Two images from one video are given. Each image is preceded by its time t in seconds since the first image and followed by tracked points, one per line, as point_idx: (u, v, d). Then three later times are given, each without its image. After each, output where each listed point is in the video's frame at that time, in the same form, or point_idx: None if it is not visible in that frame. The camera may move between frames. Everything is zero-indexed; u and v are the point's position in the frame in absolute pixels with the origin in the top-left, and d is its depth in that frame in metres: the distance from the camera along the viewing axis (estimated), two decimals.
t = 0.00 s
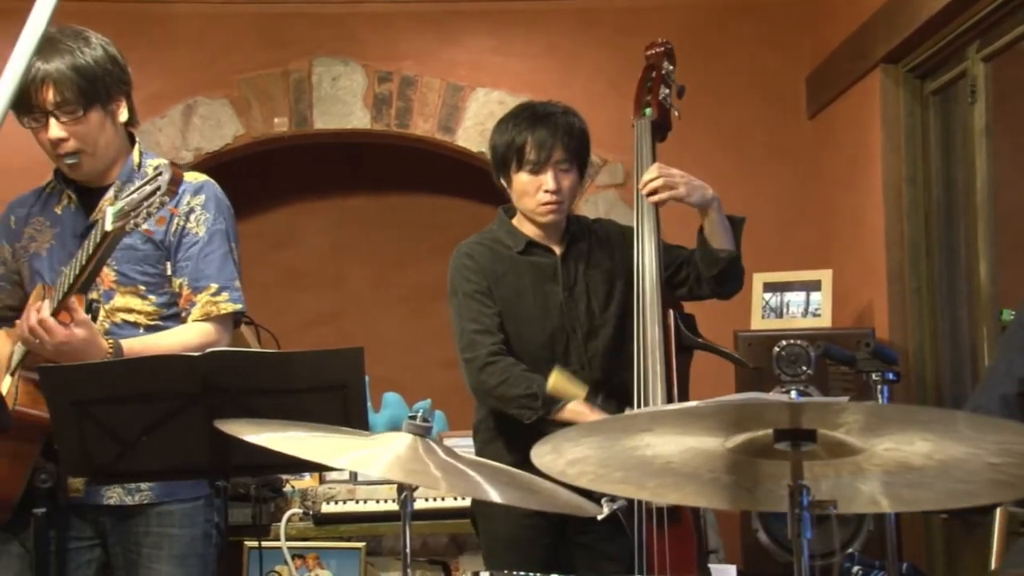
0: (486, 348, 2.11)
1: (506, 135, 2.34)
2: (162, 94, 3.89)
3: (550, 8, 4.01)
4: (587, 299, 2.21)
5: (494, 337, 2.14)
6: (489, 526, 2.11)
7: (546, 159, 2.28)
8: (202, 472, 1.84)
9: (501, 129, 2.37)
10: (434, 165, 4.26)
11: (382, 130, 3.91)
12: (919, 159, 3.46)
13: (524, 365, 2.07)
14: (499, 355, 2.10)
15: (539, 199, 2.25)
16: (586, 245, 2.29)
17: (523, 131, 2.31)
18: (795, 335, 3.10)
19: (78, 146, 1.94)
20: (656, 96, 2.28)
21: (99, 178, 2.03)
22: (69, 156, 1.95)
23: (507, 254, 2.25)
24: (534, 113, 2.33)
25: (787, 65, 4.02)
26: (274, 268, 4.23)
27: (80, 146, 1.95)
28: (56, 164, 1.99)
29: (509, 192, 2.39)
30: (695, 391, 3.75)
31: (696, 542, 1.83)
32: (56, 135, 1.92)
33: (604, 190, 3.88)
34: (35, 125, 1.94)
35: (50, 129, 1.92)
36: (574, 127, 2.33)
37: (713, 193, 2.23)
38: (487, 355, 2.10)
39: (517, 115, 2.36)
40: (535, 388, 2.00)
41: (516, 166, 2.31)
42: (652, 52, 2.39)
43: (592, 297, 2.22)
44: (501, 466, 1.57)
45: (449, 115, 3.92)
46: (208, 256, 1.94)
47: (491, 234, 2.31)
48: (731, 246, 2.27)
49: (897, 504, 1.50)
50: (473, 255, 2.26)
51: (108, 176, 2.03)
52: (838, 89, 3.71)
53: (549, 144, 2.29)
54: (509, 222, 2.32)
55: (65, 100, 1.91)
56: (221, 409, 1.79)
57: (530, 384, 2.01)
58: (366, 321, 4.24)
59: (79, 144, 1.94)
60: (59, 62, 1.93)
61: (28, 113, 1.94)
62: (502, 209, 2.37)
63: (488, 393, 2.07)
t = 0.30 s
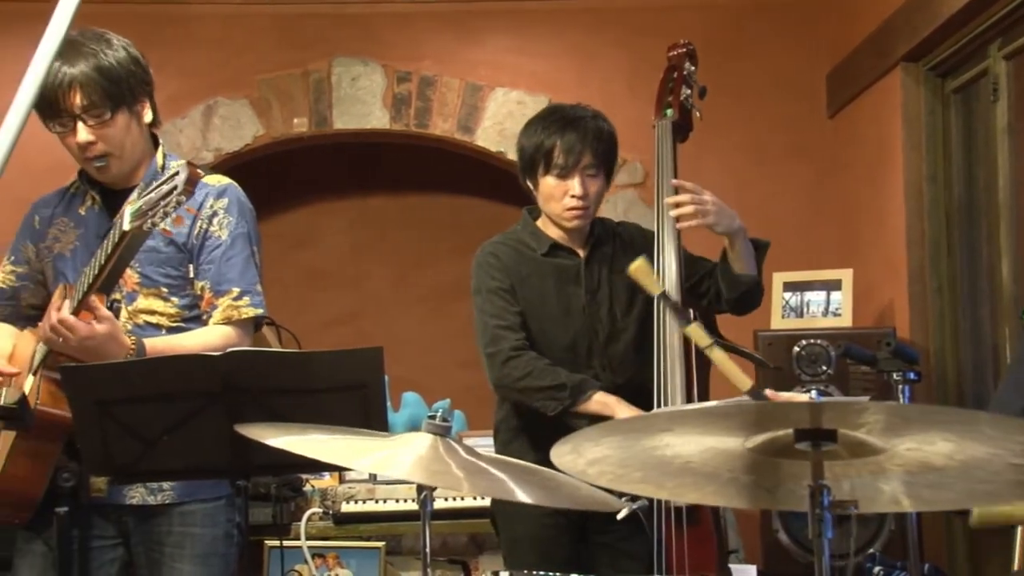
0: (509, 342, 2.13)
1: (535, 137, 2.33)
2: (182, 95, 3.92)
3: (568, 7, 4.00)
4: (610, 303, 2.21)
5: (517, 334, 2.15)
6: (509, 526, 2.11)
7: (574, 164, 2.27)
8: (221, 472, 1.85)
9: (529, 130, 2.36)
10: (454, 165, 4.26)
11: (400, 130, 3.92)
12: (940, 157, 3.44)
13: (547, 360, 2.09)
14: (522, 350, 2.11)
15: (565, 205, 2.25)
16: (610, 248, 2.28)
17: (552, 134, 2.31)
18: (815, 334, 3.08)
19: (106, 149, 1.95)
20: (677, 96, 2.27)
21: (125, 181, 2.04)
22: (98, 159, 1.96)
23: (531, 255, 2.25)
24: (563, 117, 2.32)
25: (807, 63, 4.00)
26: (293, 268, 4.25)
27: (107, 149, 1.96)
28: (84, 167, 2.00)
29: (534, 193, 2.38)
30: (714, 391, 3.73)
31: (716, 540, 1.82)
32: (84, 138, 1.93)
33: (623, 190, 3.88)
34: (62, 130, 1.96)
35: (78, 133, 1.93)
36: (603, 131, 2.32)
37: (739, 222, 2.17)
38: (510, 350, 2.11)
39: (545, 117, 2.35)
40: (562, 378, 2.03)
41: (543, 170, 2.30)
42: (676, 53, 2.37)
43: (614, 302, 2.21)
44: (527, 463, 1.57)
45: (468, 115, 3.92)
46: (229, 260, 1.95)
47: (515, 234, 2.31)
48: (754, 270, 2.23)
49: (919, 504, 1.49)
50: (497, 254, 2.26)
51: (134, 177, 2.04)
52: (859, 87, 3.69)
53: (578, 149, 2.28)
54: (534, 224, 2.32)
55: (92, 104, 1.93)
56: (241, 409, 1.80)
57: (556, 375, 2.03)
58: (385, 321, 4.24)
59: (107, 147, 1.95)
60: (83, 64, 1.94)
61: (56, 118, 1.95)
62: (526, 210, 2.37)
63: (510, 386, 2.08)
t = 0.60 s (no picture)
0: (530, 343, 2.13)
1: (562, 138, 2.33)
2: (203, 95, 3.93)
3: (587, 7, 4.00)
4: (633, 305, 2.20)
5: (538, 335, 2.15)
6: (529, 526, 2.11)
7: (601, 166, 2.27)
8: (239, 472, 1.86)
9: (558, 131, 2.36)
10: (473, 165, 4.27)
11: (420, 130, 3.93)
12: (962, 155, 3.41)
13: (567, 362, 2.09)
14: (542, 351, 2.12)
15: (592, 205, 2.24)
16: (635, 251, 2.27)
17: (580, 135, 2.31)
18: (836, 334, 3.07)
19: (131, 149, 1.96)
20: (697, 97, 2.27)
21: (148, 181, 2.05)
22: (122, 159, 1.97)
23: (554, 255, 2.25)
24: (592, 118, 2.32)
25: (827, 61, 3.98)
26: (313, 268, 4.26)
27: (132, 149, 1.97)
28: (109, 167, 2.02)
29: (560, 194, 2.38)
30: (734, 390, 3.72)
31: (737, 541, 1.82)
32: (109, 138, 1.94)
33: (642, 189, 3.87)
34: (88, 129, 1.97)
35: (103, 133, 1.95)
36: (632, 132, 2.32)
37: (754, 232, 2.19)
38: (530, 351, 2.12)
39: (573, 118, 2.35)
40: (581, 381, 2.03)
41: (570, 170, 2.31)
42: (695, 53, 2.37)
43: (637, 303, 2.21)
44: (542, 465, 1.57)
45: (487, 115, 3.92)
46: (249, 263, 1.96)
47: (540, 233, 2.31)
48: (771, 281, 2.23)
49: (940, 505, 1.48)
50: (521, 253, 2.26)
51: (158, 178, 2.05)
52: (880, 85, 3.67)
53: (605, 150, 2.28)
54: (559, 223, 2.31)
55: (119, 104, 1.94)
56: (261, 408, 1.81)
57: (575, 379, 2.04)
58: (404, 321, 4.25)
59: (132, 148, 1.96)
60: (109, 64, 1.95)
61: (82, 118, 1.96)
62: (551, 209, 2.37)
63: (529, 389, 2.09)
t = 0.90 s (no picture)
0: (557, 338, 2.12)
1: (580, 132, 2.34)
2: (225, 96, 3.95)
3: (609, 5, 3.99)
4: (655, 301, 2.20)
5: (565, 328, 2.14)
6: (554, 525, 2.12)
7: (620, 157, 2.27)
8: (262, 470, 1.87)
9: (574, 126, 2.37)
10: (495, 165, 4.27)
11: (442, 130, 3.93)
12: (988, 152, 3.38)
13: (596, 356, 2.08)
14: (570, 345, 2.11)
15: (613, 197, 2.24)
16: (656, 246, 2.27)
17: (598, 129, 2.31)
18: (860, 333, 3.05)
19: (153, 148, 1.98)
20: (727, 93, 2.26)
21: (171, 180, 2.06)
22: (145, 158, 1.98)
23: (577, 251, 2.24)
24: (608, 111, 2.33)
25: (851, 59, 3.96)
26: (335, 268, 4.28)
27: (154, 148, 1.98)
28: (132, 165, 2.03)
29: (580, 190, 2.38)
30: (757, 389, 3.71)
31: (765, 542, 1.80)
32: (132, 137, 1.96)
33: (665, 188, 3.87)
34: (111, 128, 1.98)
35: (126, 132, 1.96)
36: (648, 125, 2.32)
37: (787, 226, 2.18)
38: (559, 345, 2.10)
39: (590, 113, 2.36)
40: (610, 376, 2.02)
41: (589, 163, 2.31)
42: (726, 50, 2.35)
43: (660, 299, 2.20)
44: (566, 462, 1.58)
45: (509, 114, 3.92)
46: (272, 263, 1.97)
47: (562, 230, 2.30)
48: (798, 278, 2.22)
49: (967, 505, 1.47)
50: (544, 249, 2.26)
51: (180, 178, 2.06)
52: (905, 83, 3.64)
53: (624, 141, 2.28)
54: (580, 219, 2.31)
55: (140, 104, 1.95)
56: (286, 407, 1.82)
57: (604, 373, 2.03)
58: (427, 320, 4.26)
59: (154, 146, 1.98)
60: (132, 64, 1.96)
61: (105, 116, 1.97)
62: (572, 207, 2.36)
63: (558, 383, 2.07)
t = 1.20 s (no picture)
0: (575, 348, 2.11)
1: (595, 132, 2.34)
2: (248, 97, 3.97)
3: (629, 5, 3.99)
4: (675, 298, 2.20)
5: (583, 336, 2.14)
6: (575, 525, 2.11)
7: (636, 155, 2.27)
8: (289, 467, 1.88)
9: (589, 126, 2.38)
10: (516, 165, 4.27)
11: (463, 129, 3.94)
12: (1013, 151, 3.36)
13: (613, 367, 2.07)
14: (588, 356, 2.10)
15: (629, 195, 2.24)
16: (674, 244, 2.27)
17: (613, 127, 2.32)
18: (884, 332, 3.03)
19: (175, 154, 1.99)
20: (753, 91, 2.25)
21: (194, 183, 2.06)
22: (167, 163, 2.00)
23: (594, 250, 2.25)
24: (622, 110, 2.33)
25: (873, 56, 3.94)
26: (357, 268, 4.29)
27: (176, 154, 1.99)
28: (154, 170, 2.04)
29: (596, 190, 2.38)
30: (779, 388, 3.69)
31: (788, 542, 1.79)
32: (154, 144, 1.97)
33: (686, 187, 3.86)
34: (133, 135, 1.99)
35: (148, 139, 1.97)
36: (663, 123, 2.32)
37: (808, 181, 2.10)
38: (576, 356, 2.10)
39: (605, 112, 2.37)
40: (625, 391, 2.01)
41: (605, 163, 2.31)
42: (752, 48, 2.33)
43: (679, 296, 2.20)
44: (586, 463, 1.58)
45: (530, 114, 3.93)
46: (293, 264, 1.97)
47: (580, 230, 2.31)
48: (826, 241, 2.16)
49: (991, 505, 1.46)
50: (562, 251, 2.26)
51: (203, 181, 2.06)
52: (928, 81, 3.62)
53: (639, 139, 2.29)
54: (597, 219, 2.31)
55: (161, 110, 1.96)
56: (308, 406, 1.82)
57: (619, 388, 2.02)
58: (448, 320, 4.27)
59: (176, 152, 1.99)
60: (152, 71, 1.98)
61: (126, 122, 1.98)
62: (589, 207, 2.36)
63: (577, 396, 2.07)
